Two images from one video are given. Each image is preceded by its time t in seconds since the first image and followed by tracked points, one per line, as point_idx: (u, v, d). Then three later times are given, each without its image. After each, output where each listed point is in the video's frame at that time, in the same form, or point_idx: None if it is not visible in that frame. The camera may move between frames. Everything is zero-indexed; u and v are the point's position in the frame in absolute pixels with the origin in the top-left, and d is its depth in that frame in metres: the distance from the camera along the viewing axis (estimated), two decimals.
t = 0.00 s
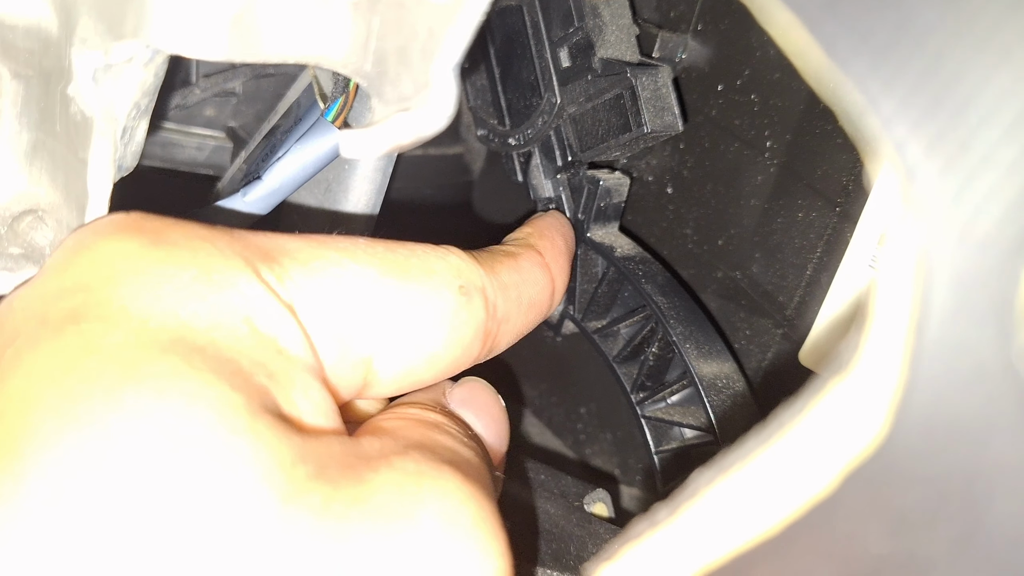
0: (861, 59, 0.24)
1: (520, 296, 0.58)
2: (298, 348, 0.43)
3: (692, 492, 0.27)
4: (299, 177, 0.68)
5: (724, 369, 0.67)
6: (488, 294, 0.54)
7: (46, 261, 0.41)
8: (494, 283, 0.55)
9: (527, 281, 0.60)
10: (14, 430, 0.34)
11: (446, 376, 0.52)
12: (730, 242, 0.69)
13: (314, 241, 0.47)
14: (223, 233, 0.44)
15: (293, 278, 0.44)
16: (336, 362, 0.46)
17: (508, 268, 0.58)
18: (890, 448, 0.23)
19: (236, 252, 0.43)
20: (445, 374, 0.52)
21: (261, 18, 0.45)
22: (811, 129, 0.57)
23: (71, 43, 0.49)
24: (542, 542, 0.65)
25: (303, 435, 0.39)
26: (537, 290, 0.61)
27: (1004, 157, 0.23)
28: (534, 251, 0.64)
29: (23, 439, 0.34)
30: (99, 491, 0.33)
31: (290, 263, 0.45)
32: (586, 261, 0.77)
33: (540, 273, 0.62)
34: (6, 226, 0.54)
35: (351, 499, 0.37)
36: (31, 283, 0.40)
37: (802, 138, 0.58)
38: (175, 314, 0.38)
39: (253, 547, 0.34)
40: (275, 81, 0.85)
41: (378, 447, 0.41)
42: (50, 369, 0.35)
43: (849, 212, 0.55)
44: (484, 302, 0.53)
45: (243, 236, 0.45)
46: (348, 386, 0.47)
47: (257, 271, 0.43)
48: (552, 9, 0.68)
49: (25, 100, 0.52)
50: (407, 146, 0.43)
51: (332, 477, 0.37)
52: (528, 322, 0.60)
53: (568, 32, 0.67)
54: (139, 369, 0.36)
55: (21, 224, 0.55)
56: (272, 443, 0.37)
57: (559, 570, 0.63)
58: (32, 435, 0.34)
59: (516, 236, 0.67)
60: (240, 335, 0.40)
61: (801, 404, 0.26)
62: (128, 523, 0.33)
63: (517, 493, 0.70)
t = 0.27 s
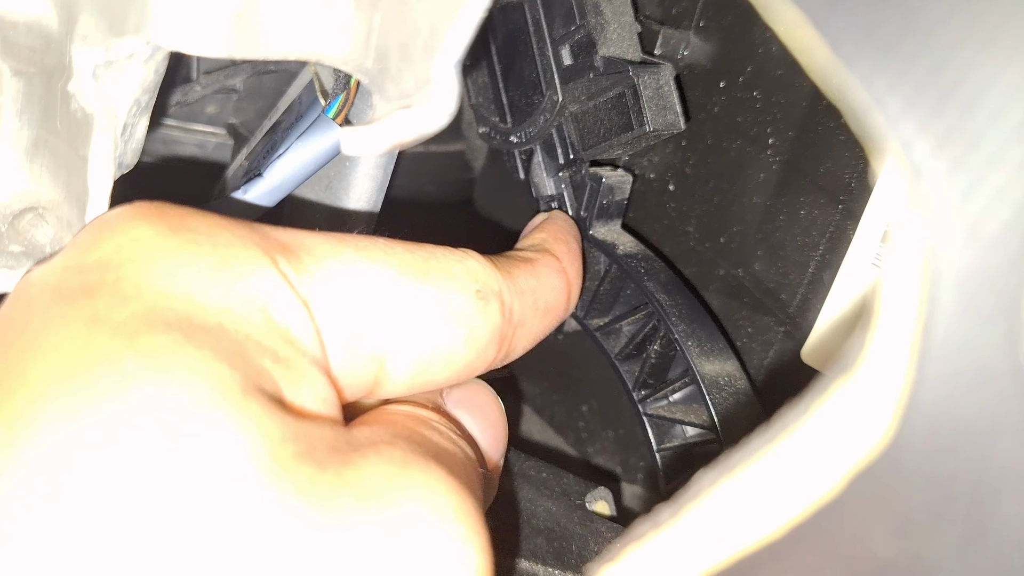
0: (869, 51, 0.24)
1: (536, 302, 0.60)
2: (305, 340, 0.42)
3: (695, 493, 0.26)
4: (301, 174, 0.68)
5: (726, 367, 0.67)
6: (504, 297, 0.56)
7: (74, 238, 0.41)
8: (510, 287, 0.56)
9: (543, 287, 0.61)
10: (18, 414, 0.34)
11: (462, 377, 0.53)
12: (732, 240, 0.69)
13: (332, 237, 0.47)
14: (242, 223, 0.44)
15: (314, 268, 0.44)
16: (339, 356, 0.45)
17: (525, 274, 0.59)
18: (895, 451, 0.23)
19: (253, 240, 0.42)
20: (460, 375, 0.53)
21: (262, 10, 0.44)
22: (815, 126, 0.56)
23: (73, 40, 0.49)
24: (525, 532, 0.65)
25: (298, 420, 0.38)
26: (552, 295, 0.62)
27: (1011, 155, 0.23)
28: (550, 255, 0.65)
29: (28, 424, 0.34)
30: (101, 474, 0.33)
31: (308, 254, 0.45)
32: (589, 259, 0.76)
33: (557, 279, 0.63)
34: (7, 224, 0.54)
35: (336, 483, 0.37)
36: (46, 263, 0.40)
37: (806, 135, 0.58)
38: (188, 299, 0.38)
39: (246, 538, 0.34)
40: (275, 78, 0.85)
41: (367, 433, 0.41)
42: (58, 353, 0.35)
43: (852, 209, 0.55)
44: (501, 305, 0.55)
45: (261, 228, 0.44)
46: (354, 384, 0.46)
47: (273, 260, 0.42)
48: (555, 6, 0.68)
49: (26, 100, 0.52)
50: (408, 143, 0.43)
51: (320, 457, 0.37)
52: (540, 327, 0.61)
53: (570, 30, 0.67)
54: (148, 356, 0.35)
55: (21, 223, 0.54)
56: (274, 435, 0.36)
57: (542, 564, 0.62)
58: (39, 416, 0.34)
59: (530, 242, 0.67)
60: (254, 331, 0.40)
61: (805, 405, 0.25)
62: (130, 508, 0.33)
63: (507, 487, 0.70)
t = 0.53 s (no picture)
0: (854, 62, 0.23)
1: (431, 216, 0.62)
2: (234, 346, 0.44)
3: (690, 485, 0.27)
4: (302, 171, 0.69)
5: (724, 362, 0.68)
6: (397, 218, 0.57)
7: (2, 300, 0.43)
8: (403, 208, 0.58)
9: (434, 203, 0.63)
10: None
11: (381, 305, 0.55)
12: (730, 237, 0.69)
13: (227, 229, 0.48)
14: (141, 250, 0.45)
15: (220, 272, 0.45)
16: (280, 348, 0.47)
17: (413, 192, 0.61)
18: (883, 443, 0.24)
19: (159, 269, 0.44)
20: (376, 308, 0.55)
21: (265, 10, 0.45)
22: (812, 124, 0.57)
23: (76, 39, 0.49)
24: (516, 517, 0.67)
25: (239, 442, 0.41)
26: (445, 207, 0.65)
27: (994, 157, 0.24)
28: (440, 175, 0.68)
29: None
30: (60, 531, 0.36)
31: (214, 259, 0.46)
32: (587, 255, 0.78)
33: (449, 201, 0.66)
34: (12, 220, 0.56)
35: (288, 490, 0.39)
36: None
37: (804, 133, 0.58)
38: (102, 344, 0.40)
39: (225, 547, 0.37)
40: (277, 77, 0.84)
41: (321, 433, 0.43)
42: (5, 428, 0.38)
43: (849, 207, 0.55)
44: (395, 228, 0.56)
45: (157, 249, 0.46)
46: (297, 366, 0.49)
47: (183, 284, 0.44)
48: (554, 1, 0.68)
49: (30, 97, 0.52)
50: (409, 141, 0.43)
51: (270, 467, 0.40)
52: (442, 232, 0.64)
53: (569, 23, 0.67)
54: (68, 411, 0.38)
55: (26, 219, 0.56)
56: (202, 457, 0.39)
57: (533, 554, 0.63)
58: None
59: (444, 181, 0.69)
60: (181, 354, 0.42)
61: (795, 400, 0.26)
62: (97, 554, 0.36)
63: (504, 476, 0.70)
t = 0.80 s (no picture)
0: (856, 62, 0.24)
1: (490, 287, 0.59)
2: (258, 359, 0.43)
3: (688, 485, 0.26)
4: (305, 169, 0.68)
5: (724, 361, 0.68)
6: (454, 287, 0.55)
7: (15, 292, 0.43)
8: (461, 276, 0.56)
9: (497, 272, 0.61)
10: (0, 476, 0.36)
11: (416, 370, 0.53)
12: (731, 237, 0.69)
13: (274, 254, 0.48)
14: (177, 259, 0.45)
15: (255, 290, 0.45)
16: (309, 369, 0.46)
17: (476, 261, 0.59)
18: (882, 443, 0.24)
19: (185, 278, 0.44)
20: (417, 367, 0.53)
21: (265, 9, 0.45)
22: (813, 125, 0.58)
23: (76, 38, 0.49)
24: (524, 521, 0.66)
25: (251, 440, 0.40)
26: (507, 283, 0.62)
27: (995, 158, 0.24)
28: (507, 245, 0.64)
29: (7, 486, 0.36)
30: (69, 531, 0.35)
31: (247, 277, 0.45)
32: (587, 255, 0.78)
33: (511, 265, 0.63)
34: (11, 220, 0.55)
35: (303, 486, 0.38)
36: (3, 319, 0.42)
37: (805, 133, 0.58)
38: (122, 344, 0.40)
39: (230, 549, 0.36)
40: (277, 75, 0.84)
41: (336, 430, 0.42)
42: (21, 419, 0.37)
43: (850, 206, 0.56)
44: (451, 294, 0.54)
45: (199, 258, 0.46)
46: (324, 386, 0.47)
47: (212, 294, 0.43)
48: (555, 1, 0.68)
49: (29, 97, 0.52)
50: (409, 140, 0.43)
51: (284, 463, 0.39)
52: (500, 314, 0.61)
53: (570, 23, 0.67)
54: (87, 413, 0.37)
55: (25, 219, 0.56)
56: (215, 456, 0.38)
57: (543, 558, 0.63)
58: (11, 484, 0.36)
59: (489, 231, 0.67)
60: (203, 356, 0.41)
61: (797, 398, 0.25)
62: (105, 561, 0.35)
63: (503, 476, 0.70)
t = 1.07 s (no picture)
0: (856, 49, 0.24)
1: (487, 273, 0.60)
2: (261, 340, 0.44)
3: (689, 477, 0.26)
4: (303, 163, 0.68)
5: (724, 356, 0.67)
6: (453, 273, 0.56)
7: (16, 279, 0.43)
8: (459, 261, 0.57)
9: (494, 260, 0.61)
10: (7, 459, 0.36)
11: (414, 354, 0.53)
12: (731, 231, 0.69)
13: (277, 237, 0.48)
14: (179, 241, 0.45)
15: (259, 274, 0.45)
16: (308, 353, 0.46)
17: (475, 247, 0.60)
18: (884, 432, 0.23)
19: (188, 260, 0.43)
20: (416, 350, 0.53)
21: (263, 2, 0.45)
22: (813, 118, 0.57)
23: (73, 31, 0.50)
24: (514, 507, 0.67)
25: (251, 419, 0.40)
26: (502, 267, 0.62)
27: (999, 145, 0.23)
28: (502, 228, 0.65)
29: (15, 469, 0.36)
30: (77, 512, 0.35)
31: (249, 260, 0.45)
32: (587, 250, 0.78)
33: (507, 251, 0.63)
34: (10, 212, 0.55)
35: (301, 463, 0.39)
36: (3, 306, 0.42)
37: (805, 127, 0.58)
38: (127, 325, 0.40)
39: (231, 539, 0.36)
40: (277, 70, 0.85)
41: (330, 411, 0.43)
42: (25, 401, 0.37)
43: (850, 201, 0.55)
44: (450, 280, 0.55)
45: (202, 241, 0.45)
46: (322, 372, 0.47)
47: (215, 276, 0.43)
48: None
49: (27, 88, 0.53)
50: (407, 133, 0.43)
51: (283, 442, 0.40)
52: (495, 297, 0.62)
53: (570, 18, 0.67)
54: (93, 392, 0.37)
55: (24, 211, 0.55)
56: (215, 438, 0.38)
57: (525, 546, 0.63)
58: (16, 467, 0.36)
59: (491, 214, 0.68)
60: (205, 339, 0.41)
61: (798, 389, 0.26)
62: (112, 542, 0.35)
63: (503, 471, 0.70)
